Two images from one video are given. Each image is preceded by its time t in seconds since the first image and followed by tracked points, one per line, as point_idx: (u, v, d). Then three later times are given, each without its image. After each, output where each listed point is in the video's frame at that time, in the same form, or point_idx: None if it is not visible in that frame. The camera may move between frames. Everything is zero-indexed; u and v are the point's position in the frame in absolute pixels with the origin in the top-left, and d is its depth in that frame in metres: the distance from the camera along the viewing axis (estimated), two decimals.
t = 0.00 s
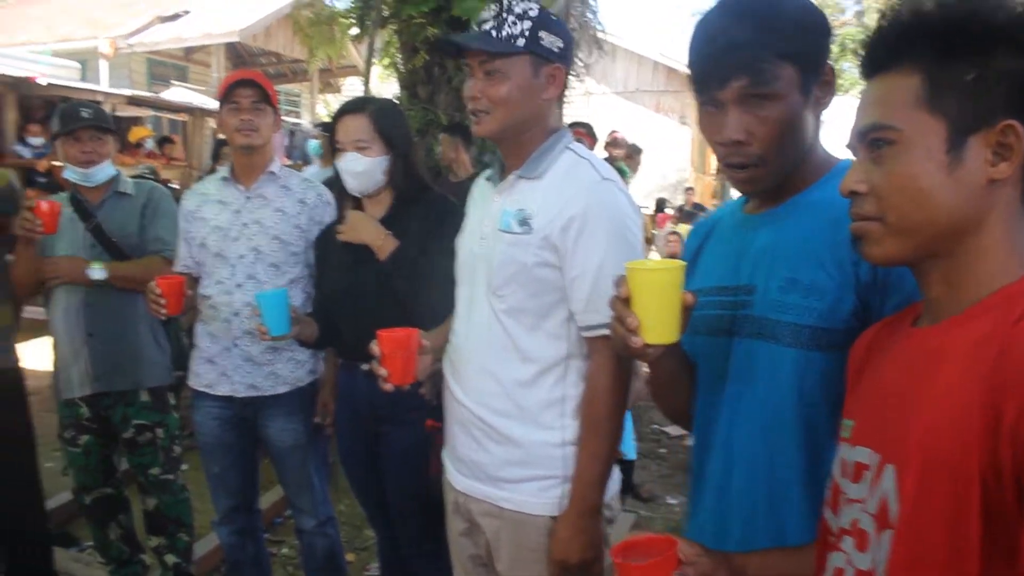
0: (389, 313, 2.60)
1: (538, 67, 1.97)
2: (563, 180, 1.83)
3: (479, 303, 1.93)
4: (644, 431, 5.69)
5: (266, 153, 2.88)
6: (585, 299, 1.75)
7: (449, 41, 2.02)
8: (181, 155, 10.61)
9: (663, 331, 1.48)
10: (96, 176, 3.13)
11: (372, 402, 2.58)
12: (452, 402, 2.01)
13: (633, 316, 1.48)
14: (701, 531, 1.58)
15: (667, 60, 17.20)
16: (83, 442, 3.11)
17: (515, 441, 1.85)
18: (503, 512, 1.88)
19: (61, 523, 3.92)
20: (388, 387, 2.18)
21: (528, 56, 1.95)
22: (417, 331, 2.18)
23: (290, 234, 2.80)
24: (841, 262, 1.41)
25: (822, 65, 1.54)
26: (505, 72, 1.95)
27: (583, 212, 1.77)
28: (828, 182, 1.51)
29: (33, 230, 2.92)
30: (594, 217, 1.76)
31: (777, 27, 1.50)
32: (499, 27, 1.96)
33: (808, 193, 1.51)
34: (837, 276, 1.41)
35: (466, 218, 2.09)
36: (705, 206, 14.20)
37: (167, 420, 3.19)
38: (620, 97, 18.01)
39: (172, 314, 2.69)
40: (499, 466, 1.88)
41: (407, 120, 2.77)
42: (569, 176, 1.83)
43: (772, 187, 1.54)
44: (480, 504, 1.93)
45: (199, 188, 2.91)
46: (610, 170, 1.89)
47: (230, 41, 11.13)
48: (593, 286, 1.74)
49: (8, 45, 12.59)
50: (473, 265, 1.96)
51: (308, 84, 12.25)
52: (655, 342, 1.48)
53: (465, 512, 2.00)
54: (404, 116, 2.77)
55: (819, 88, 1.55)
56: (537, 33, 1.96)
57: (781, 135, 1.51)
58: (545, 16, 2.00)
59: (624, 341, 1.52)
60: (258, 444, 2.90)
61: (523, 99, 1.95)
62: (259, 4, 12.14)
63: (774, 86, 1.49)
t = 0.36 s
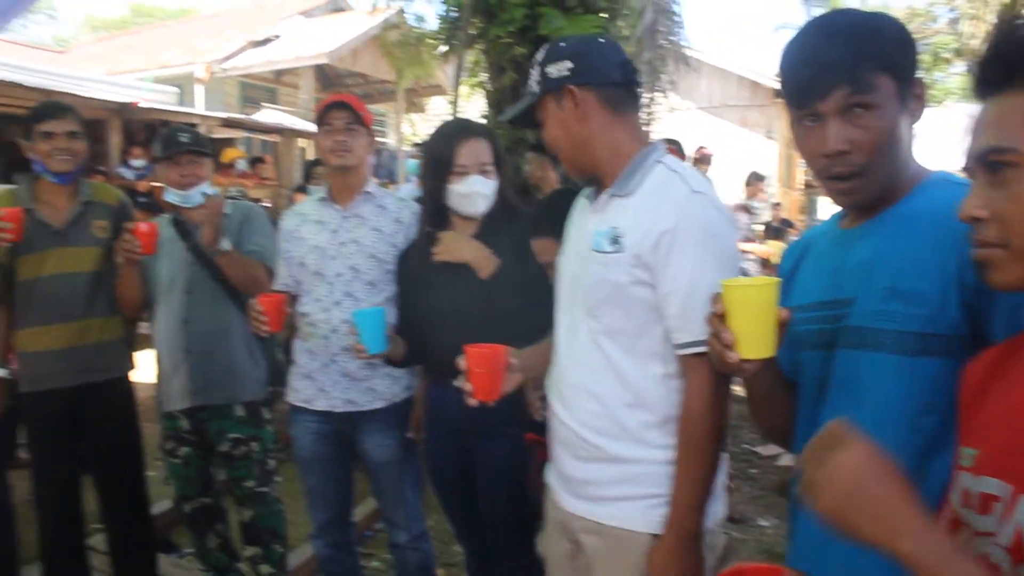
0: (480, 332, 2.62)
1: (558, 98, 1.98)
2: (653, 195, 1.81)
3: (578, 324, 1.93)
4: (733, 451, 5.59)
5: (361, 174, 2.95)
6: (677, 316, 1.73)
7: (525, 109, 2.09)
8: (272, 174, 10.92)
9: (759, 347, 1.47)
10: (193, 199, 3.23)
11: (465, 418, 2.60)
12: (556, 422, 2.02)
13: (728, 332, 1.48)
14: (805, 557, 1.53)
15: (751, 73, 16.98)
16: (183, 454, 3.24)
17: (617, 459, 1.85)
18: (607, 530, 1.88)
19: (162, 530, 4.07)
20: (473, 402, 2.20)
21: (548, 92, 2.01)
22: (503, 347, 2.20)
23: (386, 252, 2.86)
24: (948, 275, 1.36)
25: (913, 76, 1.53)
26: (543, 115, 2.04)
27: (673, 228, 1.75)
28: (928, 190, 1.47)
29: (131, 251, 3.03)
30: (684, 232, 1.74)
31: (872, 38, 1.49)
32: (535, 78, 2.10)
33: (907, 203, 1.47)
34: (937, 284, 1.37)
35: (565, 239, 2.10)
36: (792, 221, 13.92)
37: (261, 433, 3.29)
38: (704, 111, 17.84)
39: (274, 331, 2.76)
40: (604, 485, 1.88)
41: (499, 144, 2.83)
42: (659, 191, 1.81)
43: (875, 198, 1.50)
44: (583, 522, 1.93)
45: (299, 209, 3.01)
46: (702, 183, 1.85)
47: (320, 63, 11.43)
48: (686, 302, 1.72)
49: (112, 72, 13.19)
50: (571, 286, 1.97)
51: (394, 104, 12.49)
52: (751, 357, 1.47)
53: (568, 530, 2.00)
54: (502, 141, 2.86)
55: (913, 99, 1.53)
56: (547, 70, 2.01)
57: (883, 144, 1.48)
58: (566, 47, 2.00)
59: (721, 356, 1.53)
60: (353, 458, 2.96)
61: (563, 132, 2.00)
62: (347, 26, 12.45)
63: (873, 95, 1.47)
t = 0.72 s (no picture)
0: (561, 344, 2.59)
1: (642, 126, 1.81)
2: (740, 212, 1.66)
3: (678, 347, 1.83)
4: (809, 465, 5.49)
5: (441, 184, 3.00)
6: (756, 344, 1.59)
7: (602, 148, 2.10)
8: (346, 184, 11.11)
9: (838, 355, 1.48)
10: (270, 206, 3.32)
11: (540, 427, 2.61)
12: (666, 444, 1.92)
13: (810, 343, 1.48)
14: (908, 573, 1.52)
15: (826, 81, 16.67)
16: (263, 457, 3.30)
17: (723, 484, 1.76)
18: (715, 556, 1.79)
19: (241, 531, 4.18)
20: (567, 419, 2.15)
21: (629, 121, 1.83)
22: (595, 362, 2.14)
23: (464, 262, 2.93)
24: None
25: (993, 90, 1.49)
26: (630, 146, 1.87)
27: (754, 249, 1.60)
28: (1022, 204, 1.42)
29: (215, 259, 3.10)
30: (765, 253, 1.58)
31: (949, 49, 1.46)
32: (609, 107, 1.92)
33: (998, 217, 1.43)
34: None
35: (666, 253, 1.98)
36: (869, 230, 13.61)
37: (339, 440, 3.32)
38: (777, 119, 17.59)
39: (352, 338, 2.81)
40: (713, 512, 1.78)
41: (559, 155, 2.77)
42: (745, 207, 1.65)
43: (959, 208, 1.44)
44: (692, 544, 1.85)
45: (378, 217, 3.06)
46: (802, 195, 1.65)
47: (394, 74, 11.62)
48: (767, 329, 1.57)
49: (193, 84, 13.60)
50: (670, 306, 1.87)
51: (465, 114, 12.62)
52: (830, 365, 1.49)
53: (674, 548, 1.92)
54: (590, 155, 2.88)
55: (994, 112, 1.49)
56: (621, 98, 1.83)
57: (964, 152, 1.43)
58: (637, 67, 1.82)
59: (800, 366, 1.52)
60: (428, 465, 3.00)
61: (654, 161, 1.83)
62: (420, 38, 12.65)
63: (951, 104, 1.44)
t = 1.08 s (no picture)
0: (608, 347, 2.59)
1: (712, 123, 1.78)
2: (803, 211, 1.63)
3: (743, 349, 1.81)
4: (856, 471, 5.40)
5: (490, 187, 3.02)
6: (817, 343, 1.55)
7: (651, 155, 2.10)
8: (389, 186, 11.18)
9: (913, 371, 1.43)
10: (322, 210, 3.35)
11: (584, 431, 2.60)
12: (730, 448, 1.90)
13: (883, 355, 1.42)
14: None
15: (873, 81, 16.41)
16: (308, 456, 3.33)
17: (786, 488, 1.73)
18: (774, 557, 1.78)
19: (286, 530, 4.22)
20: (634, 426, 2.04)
21: (697, 117, 1.81)
22: (665, 369, 2.03)
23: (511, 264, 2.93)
24: None
25: None
26: (695, 143, 1.84)
27: (816, 246, 1.57)
28: None
29: (267, 257, 3.17)
30: (825, 250, 1.55)
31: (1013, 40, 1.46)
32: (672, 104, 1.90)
33: None
34: None
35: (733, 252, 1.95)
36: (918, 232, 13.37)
37: (384, 441, 3.32)
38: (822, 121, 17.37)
39: (400, 340, 2.82)
40: (776, 515, 1.77)
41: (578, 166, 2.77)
42: (810, 205, 1.62)
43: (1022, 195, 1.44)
44: (753, 547, 1.84)
45: (426, 218, 3.08)
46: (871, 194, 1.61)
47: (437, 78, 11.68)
48: (830, 326, 1.53)
49: (240, 90, 13.79)
50: (737, 308, 1.85)
51: (508, 116, 12.65)
52: (905, 381, 1.43)
53: (737, 552, 1.91)
54: (646, 160, 2.90)
55: None
56: (690, 93, 1.82)
57: None
58: (704, 63, 1.80)
59: (874, 380, 1.46)
60: (473, 467, 3.00)
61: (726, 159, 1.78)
62: (463, 41, 12.71)
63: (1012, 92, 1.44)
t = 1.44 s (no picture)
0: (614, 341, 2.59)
1: (735, 104, 1.76)
2: (821, 189, 1.64)
3: (764, 336, 1.81)
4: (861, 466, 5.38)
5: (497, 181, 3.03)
6: (833, 311, 1.54)
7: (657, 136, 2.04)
8: (394, 181, 11.17)
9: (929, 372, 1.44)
10: (334, 205, 3.36)
11: (591, 424, 2.60)
12: (750, 439, 1.91)
13: (901, 360, 1.43)
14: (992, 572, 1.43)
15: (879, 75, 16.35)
16: (315, 450, 3.32)
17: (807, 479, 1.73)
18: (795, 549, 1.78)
19: (291, 524, 4.23)
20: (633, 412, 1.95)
21: (720, 98, 1.78)
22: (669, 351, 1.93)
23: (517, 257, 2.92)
24: None
25: None
26: (712, 124, 1.81)
27: (833, 218, 1.57)
28: None
29: (281, 243, 3.15)
30: (843, 219, 1.55)
31: None
32: (689, 89, 1.87)
33: None
34: None
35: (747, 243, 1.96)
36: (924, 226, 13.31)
37: (391, 435, 3.33)
38: (828, 115, 17.31)
39: (406, 332, 2.82)
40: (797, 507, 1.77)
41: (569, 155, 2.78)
42: (827, 182, 1.63)
43: None
44: (773, 543, 1.84)
45: (432, 211, 3.09)
46: (886, 172, 1.61)
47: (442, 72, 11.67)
48: (847, 290, 1.51)
49: (244, 84, 13.78)
50: (756, 295, 1.85)
51: (512, 111, 12.64)
52: (921, 382, 1.44)
53: (755, 548, 1.91)
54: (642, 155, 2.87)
55: None
56: (716, 74, 1.79)
57: None
58: (734, 49, 1.80)
59: (890, 381, 1.47)
60: (479, 461, 3.01)
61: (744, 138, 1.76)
62: (468, 35, 12.70)
63: None
